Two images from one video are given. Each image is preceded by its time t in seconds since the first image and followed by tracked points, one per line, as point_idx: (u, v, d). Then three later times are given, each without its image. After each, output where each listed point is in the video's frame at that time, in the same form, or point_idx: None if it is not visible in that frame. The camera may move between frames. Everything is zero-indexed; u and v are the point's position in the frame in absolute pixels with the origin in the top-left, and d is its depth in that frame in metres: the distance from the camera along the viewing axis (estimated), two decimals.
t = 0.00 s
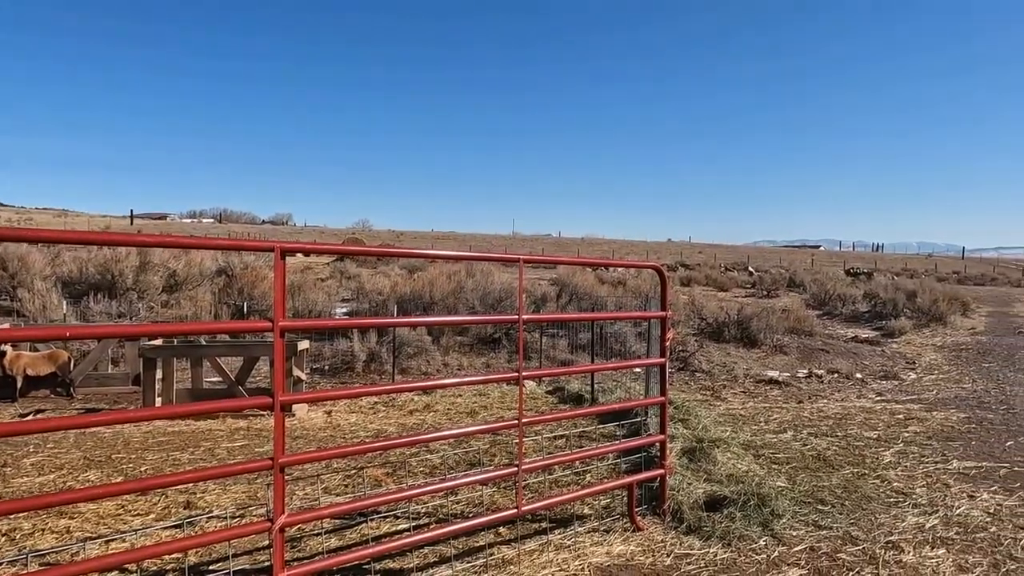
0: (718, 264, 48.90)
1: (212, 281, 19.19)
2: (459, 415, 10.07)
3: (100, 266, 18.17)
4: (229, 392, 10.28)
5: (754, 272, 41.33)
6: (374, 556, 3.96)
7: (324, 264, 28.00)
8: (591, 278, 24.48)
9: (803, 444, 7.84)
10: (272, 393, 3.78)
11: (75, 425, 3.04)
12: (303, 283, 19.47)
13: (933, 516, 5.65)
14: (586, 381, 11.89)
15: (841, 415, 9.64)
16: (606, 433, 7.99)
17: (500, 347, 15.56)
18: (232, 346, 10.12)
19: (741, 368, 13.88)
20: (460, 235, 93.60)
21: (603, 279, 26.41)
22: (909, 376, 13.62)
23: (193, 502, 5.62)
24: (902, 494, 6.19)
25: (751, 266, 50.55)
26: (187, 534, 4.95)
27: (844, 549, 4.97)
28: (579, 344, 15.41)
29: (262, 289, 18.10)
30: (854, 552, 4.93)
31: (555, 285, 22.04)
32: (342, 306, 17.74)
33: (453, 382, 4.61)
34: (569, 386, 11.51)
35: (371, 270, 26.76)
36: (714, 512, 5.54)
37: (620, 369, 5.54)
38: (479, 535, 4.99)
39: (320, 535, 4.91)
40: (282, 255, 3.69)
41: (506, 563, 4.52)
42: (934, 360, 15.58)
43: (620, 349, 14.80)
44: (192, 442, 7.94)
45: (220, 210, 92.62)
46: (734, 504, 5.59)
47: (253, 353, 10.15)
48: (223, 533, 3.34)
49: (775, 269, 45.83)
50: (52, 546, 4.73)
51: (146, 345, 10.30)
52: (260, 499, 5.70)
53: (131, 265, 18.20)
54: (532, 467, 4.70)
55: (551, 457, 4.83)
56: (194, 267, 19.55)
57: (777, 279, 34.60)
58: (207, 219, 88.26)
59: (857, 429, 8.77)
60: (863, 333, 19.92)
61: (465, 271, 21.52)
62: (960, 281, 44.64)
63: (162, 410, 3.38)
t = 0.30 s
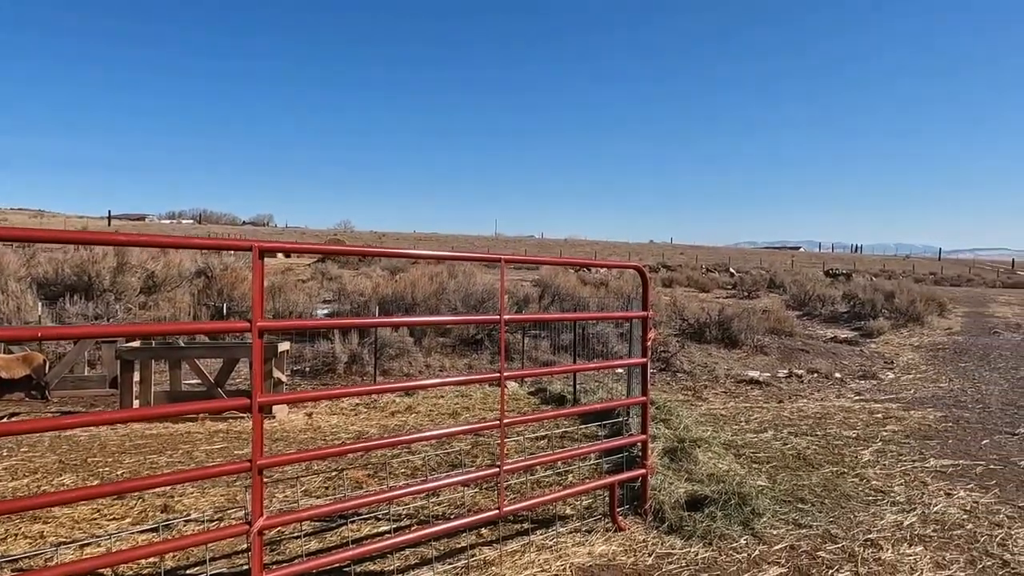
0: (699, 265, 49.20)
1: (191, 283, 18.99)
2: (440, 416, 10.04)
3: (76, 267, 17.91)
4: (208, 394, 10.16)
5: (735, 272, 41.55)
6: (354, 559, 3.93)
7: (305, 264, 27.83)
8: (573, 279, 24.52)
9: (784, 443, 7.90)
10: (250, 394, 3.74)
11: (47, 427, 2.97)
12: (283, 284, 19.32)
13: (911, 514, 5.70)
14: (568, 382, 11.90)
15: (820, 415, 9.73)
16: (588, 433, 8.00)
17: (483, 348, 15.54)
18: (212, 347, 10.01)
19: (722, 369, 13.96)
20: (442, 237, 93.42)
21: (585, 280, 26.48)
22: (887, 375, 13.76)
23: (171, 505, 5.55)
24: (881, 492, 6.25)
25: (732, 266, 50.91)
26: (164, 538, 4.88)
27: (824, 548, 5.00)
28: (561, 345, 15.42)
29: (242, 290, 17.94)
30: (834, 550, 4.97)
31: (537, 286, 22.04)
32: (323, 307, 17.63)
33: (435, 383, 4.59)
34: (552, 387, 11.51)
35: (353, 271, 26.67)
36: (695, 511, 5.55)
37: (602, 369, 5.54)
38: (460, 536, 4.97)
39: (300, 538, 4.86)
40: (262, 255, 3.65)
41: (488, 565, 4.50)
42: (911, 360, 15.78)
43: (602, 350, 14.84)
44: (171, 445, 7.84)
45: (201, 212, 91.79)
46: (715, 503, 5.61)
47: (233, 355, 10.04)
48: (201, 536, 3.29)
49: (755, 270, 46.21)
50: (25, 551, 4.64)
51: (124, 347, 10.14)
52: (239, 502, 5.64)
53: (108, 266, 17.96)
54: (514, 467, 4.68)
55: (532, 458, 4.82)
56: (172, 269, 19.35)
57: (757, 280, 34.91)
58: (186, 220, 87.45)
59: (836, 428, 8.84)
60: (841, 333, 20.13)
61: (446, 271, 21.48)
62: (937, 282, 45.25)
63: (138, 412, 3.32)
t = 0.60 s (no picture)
0: (682, 265, 49.45)
1: (172, 283, 18.81)
2: (424, 416, 10.01)
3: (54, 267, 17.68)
4: (189, 395, 10.06)
5: (718, 272, 41.73)
6: (337, 560, 3.90)
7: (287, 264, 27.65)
8: (557, 278, 24.55)
9: (766, 441, 7.95)
10: (232, 394, 3.70)
11: (22, 429, 2.93)
12: (265, 284, 19.18)
13: (891, 511, 5.76)
14: (551, 381, 11.91)
15: (802, 413, 9.81)
16: (572, 432, 8.01)
17: (467, 348, 15.51)
18: (193, 348, 9.91)
19: (705, 368, 14.03)
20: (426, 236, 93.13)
21: (569, 280, 26.54)
22: (867, 374, 13.90)
23: (151, 508, 5.49)
24: (861, 489, 6.31)
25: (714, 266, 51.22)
26: (144, 540, 4.83)
27: (806, 545, 5.04)
28: (545, 344, 15.43)
29: (224, 290, 17.80)
30: (816, 547, 5.01)
31: (521, 286, 22.03)
32: (306, 307, 17.52)
33: (418, 382, 4.57)
34: (536, 386, 11.52)
35: (336, 271, 26.50)
36: (679, 510, 5.58)
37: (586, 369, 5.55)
38: (444, 536, 4.95)
39: (282, 540, 4.82)
40: (244, 254, 3.61)
41: (472, 565, 4.49)
42: (891, 359, 15.95)
43: (586, 350, 14.87)
44: (151, 446, 7.75)
45: (182, 211, 90.93)
46: (698, 502, 5.63)
47: (215, 355, 9.95)
48: (181, 538, 3.25)
49: (737, 270, 46.47)
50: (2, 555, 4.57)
51: (103, 348, 10.01)
52: (221, 503, 5.59)
53: (87, 265, 17.74)
54: (498, 467, 4.67)
55: (516, 458, 4.81)
56: (153, 269, 19.15)
57: (739, 280, 35.17)
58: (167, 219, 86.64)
59: (817, 426, 8.92)
60: (823, 332, 20.30)
61: (430, 271, 21.41)
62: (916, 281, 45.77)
63: (117, 413, 3.28)
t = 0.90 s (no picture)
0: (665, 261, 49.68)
1: (153, 278, 18.62)
2: (409, 411, 10.00)
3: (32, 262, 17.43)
4: (171, 391, 9.97)
5: (700, 267, 42.01)
6: (323, 556, 3.90)
7: (269, 259, 27.45)
8: (541, 273, 24.57)
9: (749, 435, 8.02)
10: (217, 391, 3.68)
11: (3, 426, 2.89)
12: (247, 279, 19.04)
13: (872, 503, 5.83)
14: (536, 376, 11.92)
15: (784, 407, 9.90)
16: (556, 427, 8.03)
17: (451, 343, 15.50)
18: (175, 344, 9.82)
19: (688, 362, 14.12)
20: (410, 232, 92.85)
21: (554, 275, 26.59)
22: (848, 368, 14.05)
23: (134, 505, 5.44)
24: (843, 482, 6.39)
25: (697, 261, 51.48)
26: (127, 538, 4.79)
27: (788, 538, 5.09)
28: (530, 339, 15.45)
29: (206, 285, 17.65)
30: (798, 540, 5.06)
31: (505, 281, 22.04)
32: (289, 302, 17.42)
33: (404, 378, 4.56)
34: (520, 381, 11.53)
35: (319, 266, 26.35)
36: (663, 503, 5.62)
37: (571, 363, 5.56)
38: (430, 532, 4.96)
39: (267, 536, 4.81)
40: (228, 249, 3.59)
41: (458, 560, 4.50)
42: (871, 353, 16.13)
43: (571, 345, 14.91)
44: (133, 443, 7.69)
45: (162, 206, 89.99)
46: (682, 496, 5.68)
47: (197, 351, 9.86)
48: (166, 535, 3.23)
49: (719, 265, 46.77)
50: None
51: (83, 344, 9.90)
52: (204, 500, 5.56)
53: (66, 260, 17.52)
54: (484, 462, 4.67)
55: (502, 453, 4.82)
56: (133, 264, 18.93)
57: (722, 275, 35.39)
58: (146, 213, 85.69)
59: (799, 420, 9.00)
60: (804, 327, 20.48)
61: (414, 267, 21.35)
62: (896, 277, 46.31)
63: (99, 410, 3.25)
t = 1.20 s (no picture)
0: (653, 251, 49.78)
1: (139, 269, 18.46)
2: (400, 400, 9.99)
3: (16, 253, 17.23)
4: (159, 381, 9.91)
5: (688, 258, 42.18)
6: (318, 542, 3.90)
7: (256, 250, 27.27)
8: (530, 263, 24.59)
9: (738, 422, 8.08)
10: (210, 378, 3.66)
11: None
12: (235, 269, 18.93)
13: (860, 488, 5.90)
14: (526, 366, 11.95)
15: (773, 395, 9.97)
16: (547, 416, 8.05)
17: (441, 333, 15.48)
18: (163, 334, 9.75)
19: (677, 351, 14.17)
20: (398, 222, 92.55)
21: (542, 265, 26.59)
22: (834, 356, 14.16)
23: (125, 494, 5.42)
24: (831, 468, 6.46)
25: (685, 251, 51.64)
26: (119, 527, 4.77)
27: (778, 522, 5.15)
28: (519, 329, 15.47)
29: (193, 275, 17.54)
30: (788, 524, 5.12)
31: (494, 271, 22.02)
32: (277, 293, 17.33)
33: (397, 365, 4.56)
34: (510, 371, 11.56)
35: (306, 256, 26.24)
36: (655, 490, 5.66)
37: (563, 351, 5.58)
38: (424, 519, 4.97)
39: (261, 524, 4.80)
40: (221, 235, 3.56)
41: (452, 547, 4.51)
42: (858, 342, 16.26)
43: (560, 334, 14.94)
44: (122, 433, 7.64)
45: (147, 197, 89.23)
46: (673, 482, 5.72)
47: (185, 341, 9.80)
48: (160, 522, 3.22)
49: (707, 254, 46.96)
50: None
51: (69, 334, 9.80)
52: (196, 489, 5.54)
53: (51, 250, 17.33)
54: (477, 449, 4.69)
55: (495, 440, 4.83)
56: (118, 255, 18.76)
57: (710, 265, 35.53)
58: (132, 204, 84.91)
59: (788, 408, 9.07)
60: (791, 316, 20.62)
61: (403, 257, 21.30)
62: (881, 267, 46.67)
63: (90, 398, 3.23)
